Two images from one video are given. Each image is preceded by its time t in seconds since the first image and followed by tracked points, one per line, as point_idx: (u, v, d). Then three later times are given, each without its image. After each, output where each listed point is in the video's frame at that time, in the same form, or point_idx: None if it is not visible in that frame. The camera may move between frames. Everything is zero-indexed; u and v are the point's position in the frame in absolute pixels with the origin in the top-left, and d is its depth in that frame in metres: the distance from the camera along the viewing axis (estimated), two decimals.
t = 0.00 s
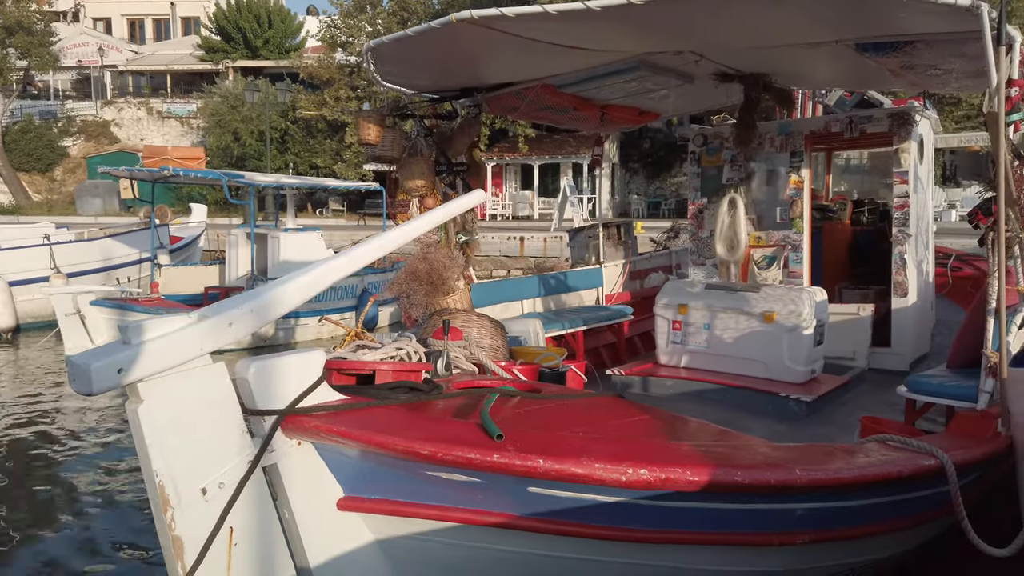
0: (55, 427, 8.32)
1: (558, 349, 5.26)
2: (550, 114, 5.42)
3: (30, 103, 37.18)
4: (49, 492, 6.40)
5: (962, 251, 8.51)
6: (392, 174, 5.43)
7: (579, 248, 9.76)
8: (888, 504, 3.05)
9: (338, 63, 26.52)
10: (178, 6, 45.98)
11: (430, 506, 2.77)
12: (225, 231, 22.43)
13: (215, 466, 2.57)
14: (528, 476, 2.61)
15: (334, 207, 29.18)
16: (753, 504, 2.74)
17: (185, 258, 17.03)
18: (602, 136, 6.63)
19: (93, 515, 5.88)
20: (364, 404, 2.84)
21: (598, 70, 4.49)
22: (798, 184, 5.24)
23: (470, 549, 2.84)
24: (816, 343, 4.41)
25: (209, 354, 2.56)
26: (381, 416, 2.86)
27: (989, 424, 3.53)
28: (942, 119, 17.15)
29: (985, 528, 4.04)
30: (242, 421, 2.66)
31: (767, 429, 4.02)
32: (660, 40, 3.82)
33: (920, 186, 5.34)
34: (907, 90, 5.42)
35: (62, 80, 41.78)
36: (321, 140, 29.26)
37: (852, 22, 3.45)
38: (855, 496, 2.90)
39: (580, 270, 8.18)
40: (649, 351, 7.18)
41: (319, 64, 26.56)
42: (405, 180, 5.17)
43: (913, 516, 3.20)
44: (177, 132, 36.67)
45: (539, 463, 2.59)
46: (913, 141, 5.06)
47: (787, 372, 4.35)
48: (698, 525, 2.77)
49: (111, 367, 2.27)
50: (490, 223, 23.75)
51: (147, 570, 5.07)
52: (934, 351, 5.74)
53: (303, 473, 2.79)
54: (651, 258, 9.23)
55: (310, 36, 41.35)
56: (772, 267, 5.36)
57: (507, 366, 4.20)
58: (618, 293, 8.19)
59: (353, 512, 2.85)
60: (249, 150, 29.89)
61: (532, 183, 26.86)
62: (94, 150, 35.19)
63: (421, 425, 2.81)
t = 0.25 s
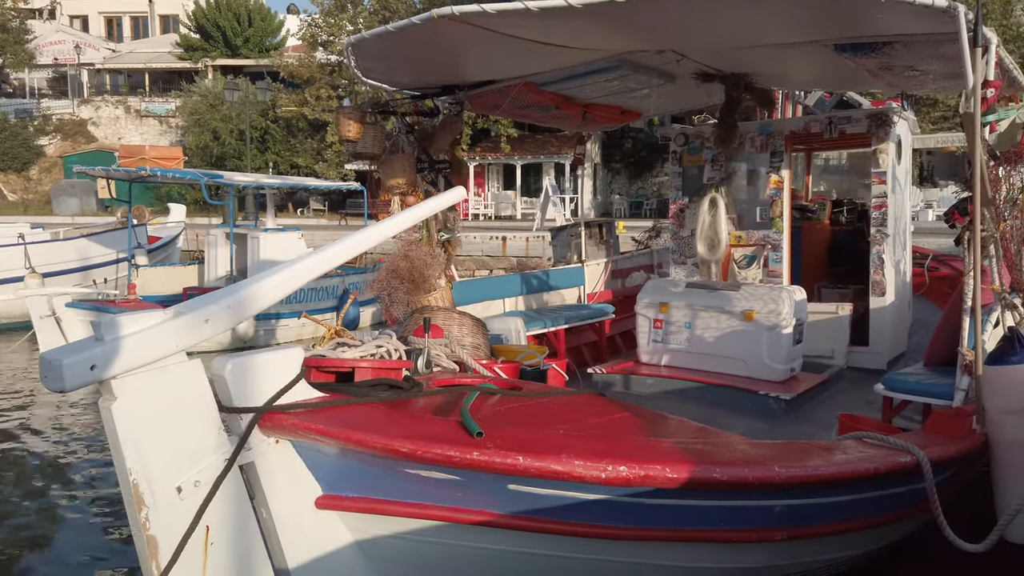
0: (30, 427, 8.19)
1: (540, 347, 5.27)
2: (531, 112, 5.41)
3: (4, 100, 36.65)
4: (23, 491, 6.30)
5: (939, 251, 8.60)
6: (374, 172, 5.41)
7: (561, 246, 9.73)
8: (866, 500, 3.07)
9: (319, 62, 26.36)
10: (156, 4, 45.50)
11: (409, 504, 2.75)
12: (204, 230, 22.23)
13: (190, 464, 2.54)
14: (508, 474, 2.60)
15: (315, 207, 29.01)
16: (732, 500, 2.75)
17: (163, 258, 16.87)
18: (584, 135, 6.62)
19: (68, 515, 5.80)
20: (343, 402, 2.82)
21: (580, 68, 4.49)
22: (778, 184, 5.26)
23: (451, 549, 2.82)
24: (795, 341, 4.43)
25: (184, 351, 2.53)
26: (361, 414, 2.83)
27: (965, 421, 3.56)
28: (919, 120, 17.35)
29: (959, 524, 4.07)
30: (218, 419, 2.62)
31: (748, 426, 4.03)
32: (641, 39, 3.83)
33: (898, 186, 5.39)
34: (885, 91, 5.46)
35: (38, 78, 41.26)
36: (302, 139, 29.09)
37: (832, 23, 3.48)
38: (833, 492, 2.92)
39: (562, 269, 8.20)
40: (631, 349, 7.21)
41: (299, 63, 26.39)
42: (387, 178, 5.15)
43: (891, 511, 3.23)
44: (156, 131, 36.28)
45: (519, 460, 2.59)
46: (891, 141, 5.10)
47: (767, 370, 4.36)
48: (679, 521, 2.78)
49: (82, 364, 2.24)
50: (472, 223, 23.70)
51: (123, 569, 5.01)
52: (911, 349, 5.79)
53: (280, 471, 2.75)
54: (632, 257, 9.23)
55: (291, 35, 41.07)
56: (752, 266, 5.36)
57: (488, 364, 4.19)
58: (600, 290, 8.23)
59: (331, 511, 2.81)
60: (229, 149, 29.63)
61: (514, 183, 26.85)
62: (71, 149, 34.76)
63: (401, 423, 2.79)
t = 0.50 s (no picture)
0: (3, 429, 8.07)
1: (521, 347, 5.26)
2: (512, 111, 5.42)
3: None
4: None
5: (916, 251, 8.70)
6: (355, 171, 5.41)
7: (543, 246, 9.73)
8: (844, 496, 3.09)
9: (300, 61, 26.22)
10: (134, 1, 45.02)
11: (387, 502, 2.73)
12: (183, 230, 22.03)
13: (163, 463, 2.51)
14: (486, 471, 2.59)
15: (296, 207, 28.85)
16: (710, 497, 2.76)
17: (140, 258, 16.71)
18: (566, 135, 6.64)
19: (43, 517, 5.72)
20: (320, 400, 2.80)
21: (561, 67, 4.49)
22: (757, 185, 5.28)
23: (430, 547, 2.80)
24: (774, 341, 4.45)
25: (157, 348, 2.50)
26: (338, 412, 2.81)
27: (940, 418, 3.60)
28: (896, 121, 17.55)
29: (934, 520, 4.11)
30: (191, 417, 2.60)
31: (726, 424, 4.05)
32: (621, 37, 3.83)
33: (875, 187, 5.43)
34: (863, 93, 5.51)
35: (13, 76, 40.69)
36: (283, 139, 28.91)
37: (811, 23, 3.50)
38: (810, 489, 2.94)
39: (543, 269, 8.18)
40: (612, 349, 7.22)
41: (280, 62, 26.23)
42: (367, 176, 5.13)
43: (867, 508, 3.25)
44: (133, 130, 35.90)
45: (497, 457, 2.58)
46: (868, 143, 5.14)
47: (746, 369, 4.37)
48: (658, 518, 2.78)
49: (52, 360, 2.22)
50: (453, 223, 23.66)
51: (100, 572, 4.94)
52: (888, 349, 5.85)
53: (256, 470, 2.73)
54: (614, 257, 9.25)
55: (271, 34, 40.81)
56: (732, 266, 5.39)
57: (468, 362, 4.19)
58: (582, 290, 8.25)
59: (308, 510, 2.79)
60: (208, 148, 29.39)
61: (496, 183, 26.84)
62: (47, 148, 34.32)
63: (378, 421, 2.77)
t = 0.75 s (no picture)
0: None
1: (502, 346, 5.25)
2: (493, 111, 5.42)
3: None
4: None
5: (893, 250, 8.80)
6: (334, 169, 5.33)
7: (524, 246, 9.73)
8: (820, 492, 3.12)
9: (280, 59, 26.05)
10: None
11: (364, 501, 2.72)
12: (161, 230, 21.82)
13: (136, 462, 2.48)
14: (463, 469, 2.59)
15: (277, 207, 28.69)
16: (687, 494, 2.78)
17: (118, 259, 16.54)
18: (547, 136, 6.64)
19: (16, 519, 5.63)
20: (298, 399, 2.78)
21: (540, 68, 4.49)
22: (736, 186, 5.32)
23: (409, 548, 2.79)
24: (753, 340, 4.48)
25: (130, 346, 2.47)
26: (315, 411, 2.80)
27: (915, 416, 3.64)
28: (874, 122, 17.71)
29: (909, 518, 4.16)
30: (165, 415, 2.58)
31: (706, 423, 4.06)
32: (601, 38, 3.84)
33: (853, 188, 5.49)
34: (839, 94, 5.57)
35: None
36: (263, 138, 28.74)
37: (788, 25, 3.52)
38: (787, 485, 2.97)
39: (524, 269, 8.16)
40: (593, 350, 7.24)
41: (260, 60, 26.06)
42: (346, 176, 5.06)
43: (844, 505, 3.28)
44: (111, 129, 35.50)
45: (474, 455, 2.57)
46: (845, 143, 5.19)
47: (725, 368, 4.40)
48: (636, 515, 2.79)
49: (22, 357, 2.19)
50: (435, 223, 23.60)
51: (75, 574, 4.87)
52: (866, 348, 5.90)
53: (232, 470, 2.71)
54: (595, 258, 9.28)
55: (251, 32, 40.54)
56: (712, 266, 5.42)
57: (448, 362, 4.18)
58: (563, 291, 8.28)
59: (284, 509, 2.77)
60: (187, 147, 29.14)
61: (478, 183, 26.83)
62: (23, 147, 33.87)
63: (356, 419, 2.76)
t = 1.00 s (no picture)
0: None
1: (483, 347, 5.25)
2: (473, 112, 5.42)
3: None
4: None
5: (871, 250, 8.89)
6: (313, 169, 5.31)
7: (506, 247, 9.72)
8: (796, 489, 3.15)
9: (260, 58, 25.89)
10: None
11: (342, 502, 2.71)
12: (139, 230, 21.61)
13: (108, 464, 2.46)
14: (441, 468, 2.59)
15: (257, 206, 28.51)
16: (665, 491, 2.80)
17: (95, 259, 16.37)
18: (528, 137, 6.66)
19: None
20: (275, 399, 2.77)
21: (520, 68, 4.49)
22: (716, 186, 5.34)
23: (388, 548, 2.78)
24: (731, 340, 4.51)
25: (101, 347, 2.45)
26: (292, 411, 2.79)
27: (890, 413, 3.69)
28: (853, 123, 17.88)
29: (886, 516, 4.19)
30: (137, 417, 2.55)
31: (685, 422, 4.08)
32: (580, 37, 3.85)
33: (830, 188, 5.53)
34: (817, 96, 5.61)
35: None
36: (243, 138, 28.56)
37: (764, 26, 3.55)
38: (764, 483, 2.99)
39: (506, 270, 8.14)
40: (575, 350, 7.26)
41: (240, 59, 25.89)
42: (325, 175, 5.02)
43: (820, 503, 3.31)
44: (89, 128, 35.13)
45: (452, 453, 2.57)
46: (822, 144, 5.24)
47: (705, 367, 4.42)
48: (615, 513, 2.80)
49: None
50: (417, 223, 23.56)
51: None
52: (844, 347, 5.96)
53: (207, 471, 2.69)
54: (577, 259, 9.30)
55: (231, 31, 40.25)
56: (692, 267, 5.42)
57: (428, 363, 4.17)
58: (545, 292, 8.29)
59: (261, 511, 2.75)
60: (166, 146, 28.91)
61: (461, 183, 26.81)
62: None
63: (333, 419, 2.75)
